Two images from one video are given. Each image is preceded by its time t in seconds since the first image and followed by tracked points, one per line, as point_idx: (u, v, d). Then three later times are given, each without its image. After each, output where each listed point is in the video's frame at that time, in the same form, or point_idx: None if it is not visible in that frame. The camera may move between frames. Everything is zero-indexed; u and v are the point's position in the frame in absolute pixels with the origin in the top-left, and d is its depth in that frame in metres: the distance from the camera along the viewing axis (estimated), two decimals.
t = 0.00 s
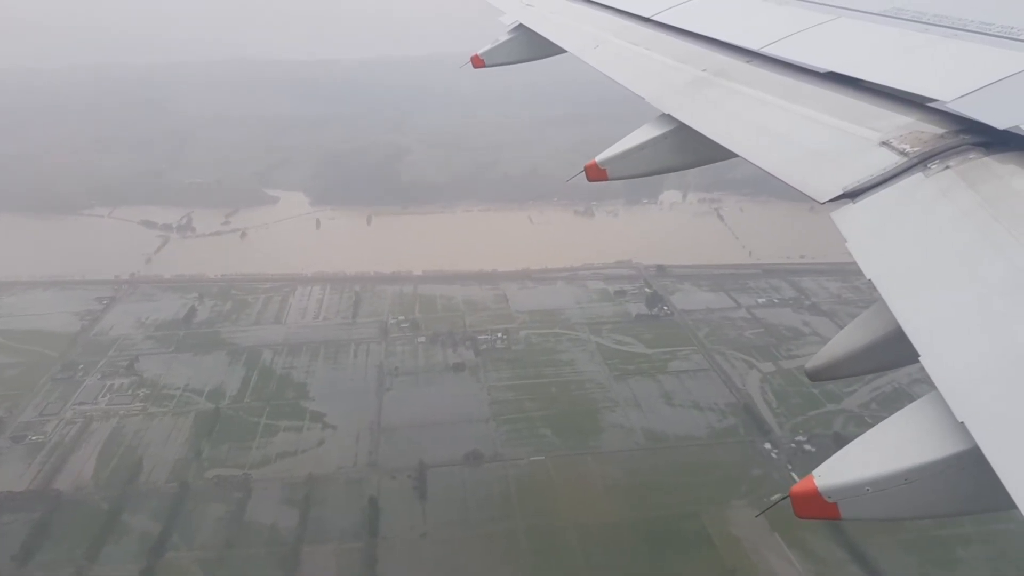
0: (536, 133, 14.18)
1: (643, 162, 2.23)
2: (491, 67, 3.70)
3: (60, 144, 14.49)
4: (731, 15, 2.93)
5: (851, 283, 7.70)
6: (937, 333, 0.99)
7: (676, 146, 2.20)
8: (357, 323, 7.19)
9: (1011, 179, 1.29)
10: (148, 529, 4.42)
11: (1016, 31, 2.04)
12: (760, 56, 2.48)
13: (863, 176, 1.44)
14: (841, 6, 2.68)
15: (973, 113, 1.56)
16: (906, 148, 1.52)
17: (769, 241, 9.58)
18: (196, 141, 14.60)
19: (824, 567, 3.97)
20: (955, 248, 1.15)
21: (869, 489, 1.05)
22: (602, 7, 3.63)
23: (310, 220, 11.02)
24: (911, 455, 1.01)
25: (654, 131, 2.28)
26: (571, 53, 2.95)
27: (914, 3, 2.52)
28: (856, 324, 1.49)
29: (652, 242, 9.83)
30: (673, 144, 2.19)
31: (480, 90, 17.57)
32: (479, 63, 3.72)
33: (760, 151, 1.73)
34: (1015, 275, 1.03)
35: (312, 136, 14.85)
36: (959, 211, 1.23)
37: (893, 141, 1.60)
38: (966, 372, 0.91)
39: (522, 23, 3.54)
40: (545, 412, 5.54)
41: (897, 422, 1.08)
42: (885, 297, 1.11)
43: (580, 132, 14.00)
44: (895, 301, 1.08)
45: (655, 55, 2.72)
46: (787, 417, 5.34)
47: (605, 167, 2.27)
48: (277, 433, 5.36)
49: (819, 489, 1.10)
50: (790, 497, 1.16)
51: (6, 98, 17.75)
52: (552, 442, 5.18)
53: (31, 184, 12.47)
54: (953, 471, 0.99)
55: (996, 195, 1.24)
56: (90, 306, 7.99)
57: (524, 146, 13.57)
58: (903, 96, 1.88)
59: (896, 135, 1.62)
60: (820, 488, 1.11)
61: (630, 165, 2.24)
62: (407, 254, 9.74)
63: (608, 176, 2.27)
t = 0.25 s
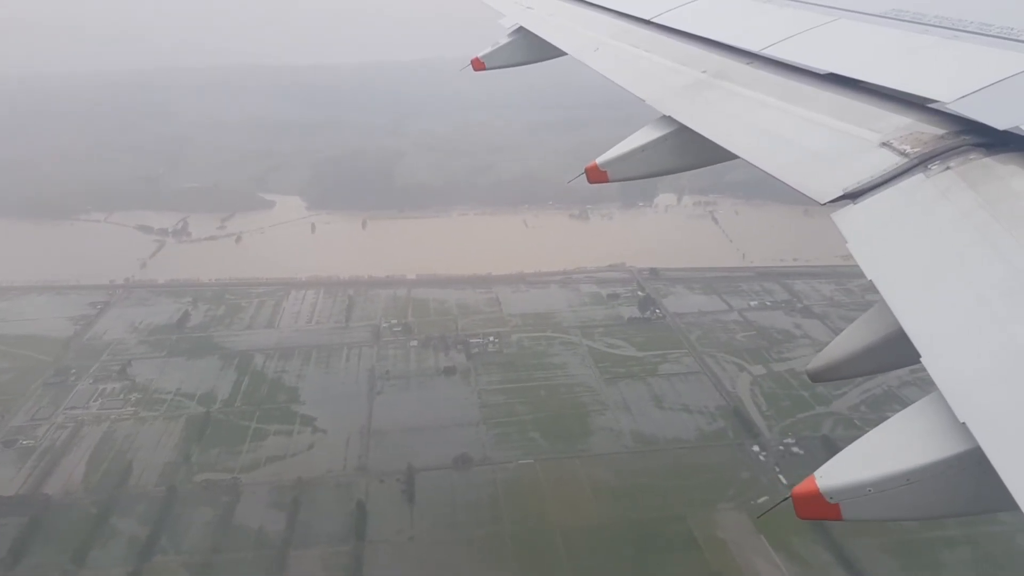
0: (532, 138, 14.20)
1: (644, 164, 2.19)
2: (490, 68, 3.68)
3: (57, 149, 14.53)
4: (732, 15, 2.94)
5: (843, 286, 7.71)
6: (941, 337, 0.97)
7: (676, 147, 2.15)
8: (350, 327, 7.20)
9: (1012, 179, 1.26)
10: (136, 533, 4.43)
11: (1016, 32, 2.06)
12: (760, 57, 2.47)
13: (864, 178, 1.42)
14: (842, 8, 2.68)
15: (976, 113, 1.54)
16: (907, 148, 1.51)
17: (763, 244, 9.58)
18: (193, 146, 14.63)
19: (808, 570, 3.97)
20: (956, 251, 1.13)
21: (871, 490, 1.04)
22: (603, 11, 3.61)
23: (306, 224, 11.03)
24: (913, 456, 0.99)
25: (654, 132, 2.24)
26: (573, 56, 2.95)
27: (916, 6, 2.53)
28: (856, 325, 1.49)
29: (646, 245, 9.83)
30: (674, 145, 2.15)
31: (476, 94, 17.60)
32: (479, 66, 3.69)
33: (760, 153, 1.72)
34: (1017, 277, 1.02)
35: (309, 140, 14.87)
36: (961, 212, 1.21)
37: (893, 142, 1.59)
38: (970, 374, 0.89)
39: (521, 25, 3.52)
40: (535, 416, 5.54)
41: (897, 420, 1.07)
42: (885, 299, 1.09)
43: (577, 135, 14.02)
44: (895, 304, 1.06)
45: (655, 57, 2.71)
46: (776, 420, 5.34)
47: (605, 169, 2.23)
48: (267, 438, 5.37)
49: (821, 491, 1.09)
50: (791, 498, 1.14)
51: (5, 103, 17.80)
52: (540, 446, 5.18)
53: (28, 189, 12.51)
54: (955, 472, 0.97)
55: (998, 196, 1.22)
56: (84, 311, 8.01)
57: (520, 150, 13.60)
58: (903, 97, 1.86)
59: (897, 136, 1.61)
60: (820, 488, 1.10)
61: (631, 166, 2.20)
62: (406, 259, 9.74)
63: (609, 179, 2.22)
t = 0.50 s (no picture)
0: (528, 139, 14.23)
1: (643, 163, 2.22)
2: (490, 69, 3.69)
3: (53, 150, 14.56)
4: (732, 15, 2.95)
5: (835, 286, 7.72)
6: (941, 335, 0.97)
7: (674, 146, 2.19)
8: (342, 328, 7.21)
9: (1011, 178, 1.27)
10: (123, 534, 4.44)
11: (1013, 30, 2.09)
12: (760, 57, 2.48)
13: (862, 176, 1.43)
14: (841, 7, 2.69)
15: (974, 112, 1.55)
16: (906, 147, 1.52)
17: (756, 245, 9.60)
18: (190, 147, 14.65)
19: (792, 569, 3.97)
20: (955, 249, 1.13)
21: (870, 489, 1.05)
22: (603, 11, 3.61)
23: (301, 225, 11.06)
24: (913, 454, 1.00)
25: (650, 132, 2.27)
26: (572, 54, 2.97)
27: (914, 6, 2.54)
28: (856, 324, 1.50)
29: (640, 245, 9.85)
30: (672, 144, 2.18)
31: (473, 95, 17.62)
32: (479, 65, 3.70)
33: (760, 152, 1.73)
34: (1015, 275, 1.02)
35: (305, 141, 14.90)
36: (958, 211, 1.21)
37: (892, 140, 1.60)
38: (967, 370, 0.90)
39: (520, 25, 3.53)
40: (524, 417, 5.56)
41: (900, 418, 1.08)
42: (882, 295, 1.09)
43: (572, 136, 14.04)
44: (894, 302, 1.07)
45: (655, 56, 2.73)
46: (764, 420, 5.35)
47: (604, 169, 2.26)
48: (257, 438, 5.39)
49: (820, 489, 1.10)
50: (792, 497, 1.15)
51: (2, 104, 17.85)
52: (529, 446, 5.20)
53: (23, 190, 12.54)
54: (953, 472, 0.98)
55: (996, 195, 1.22)
56: (78, 312, 8.03)
57: (516, 151, 13.61)
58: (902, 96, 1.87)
59: (896, 135, 1.62)
60: (820, 487, 1.11)
61: (629, 166, 2.23)
62: (404, 259, 9.76)
63: (606, 177, 2.26)
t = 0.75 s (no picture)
0: (524, 140, 14.24)
1: (643, 164, 2.20)
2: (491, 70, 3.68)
3: (50, 151, 14.57)
4: (732, 15, 2.96)
5: (827, 286, 7.73)
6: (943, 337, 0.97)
7: (676, 147, 2.16)
8: (334, 329, 7.22)
9: (1012, 178, 1.26)
10: (112, 534, 4.45)
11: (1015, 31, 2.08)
12: (759, 57, 2.49)
13: (863, 176, 1.43)
14: (840, 7, 2.69)
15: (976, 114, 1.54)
16: (906, 147, 1.52)
17: (751, 246, 9.60)
18: (187, 148, 14.67)
19: (777, 570, 3.97)
20: (955, 251, 1.13)
21: (871, 489, 1.03)
22: (604, 11, 3.60)
23: (296, 226, 11.08)
24: (916, 454, 0.98)
25: (651, 133, 2.25)
26: (572, 55, 2.97)
27: (914, 5, 2.54)
28: (855, 323, 1.48)
29: (635, 246, 9.86)
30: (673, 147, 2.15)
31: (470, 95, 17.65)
32: (479, 65, 3.71)
33: (760, 152, 1.72)
34: (1015, 277, 1.02)
35: (302, 142, 14.91)
36: (960, 212, 1.21)
37: (893, 140, 1.60)
38: (969, 371, 0.89)
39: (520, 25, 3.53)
40: (513, 417, 5.57)
41: (902, 419, 1.06)
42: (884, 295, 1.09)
43: (568, 137, 14.06)
44: (895, 303, 1.06)
45: (655, 56, 2.73)
46: (752, 421, 5.37)
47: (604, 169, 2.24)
48: (246, 439, 5.40)
49: (821, 489, 1.07)
50: (793, 498, 1.13)
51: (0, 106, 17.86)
52: (518, 446, 5.20)
53: (20, 192, 12.55)
54: (955, 471, 0.96)
55: (997, 196, 1.22)
56: (72, 313, 8.04)
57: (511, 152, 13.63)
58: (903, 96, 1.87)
59: (896, 135, 1.62)
60: (821, 487, 1.08)
61: (629, 167, 2.21)
62: (402, 260, 9.77)
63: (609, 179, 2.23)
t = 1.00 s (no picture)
0: (518, 140, 14.24)
1: (642, 162, 2.28)
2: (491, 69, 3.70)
3: (44, 151, 14.56)
4: (732, 14, 2.97)
5: (817, 285, 7.74)
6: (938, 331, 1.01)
7: (673, 145, 2.25)
8: (324, 328, 7.23)
9: (1009, 176, 1.30)
10: (98, 532, 4.47)
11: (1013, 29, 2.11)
12: (757, 54, 2.51)
13: (861, 175, 1.47)
14: (837, 5, 2.71)
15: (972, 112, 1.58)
16: (904, 147, 1.55)
17: (743, 245, 9.61)
18: (181, 147, 14.67)
19: (761, 568, 3.98)
20: (952, 247, 1.17)
21: (869, 487, 1.07)
22: (599, 11, 3.61)
23: (288, 225, 11.07)
24: (914, 452, 1.03)
25: (648, 131, 2.33)
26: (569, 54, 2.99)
27: (913, 3, 2.56)
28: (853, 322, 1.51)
29: (628, 245, 9.87)
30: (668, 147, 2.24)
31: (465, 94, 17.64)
32: (477, 63, 3.71)
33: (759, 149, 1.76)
34: (1012, 272, 1.06)
35: (296, 142, 14.90)
36: (957, 210, 1.25)
37: (891, 139, 1.63)
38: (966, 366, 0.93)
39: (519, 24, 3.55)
40: (501, 416, 5.59)
41: (899, 417, 1.11)
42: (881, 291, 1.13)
43: (562, 137, 14.06)
44: (892, 299, 1.10)
45: (653, 54, 2.75)
46: (739, 419, 5.39)
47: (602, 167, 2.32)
48: (234, 438, 5.41)
49: (820, 487, 1.11)
50: (792, 496, 1.17)
51: None
52: (504, 444, 5.22)
53: (13, 192, 12.54)
54: (952, 469, 1.01)
55: (993, 195, 1.26)
56: (62, 312, 8.03)
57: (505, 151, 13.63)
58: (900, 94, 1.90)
59: (894, 133, 1.65)
60: (821, 485, 1.12)
61: (627, 164, 2.28)
62: (395, 259, 9.76)
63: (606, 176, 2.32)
